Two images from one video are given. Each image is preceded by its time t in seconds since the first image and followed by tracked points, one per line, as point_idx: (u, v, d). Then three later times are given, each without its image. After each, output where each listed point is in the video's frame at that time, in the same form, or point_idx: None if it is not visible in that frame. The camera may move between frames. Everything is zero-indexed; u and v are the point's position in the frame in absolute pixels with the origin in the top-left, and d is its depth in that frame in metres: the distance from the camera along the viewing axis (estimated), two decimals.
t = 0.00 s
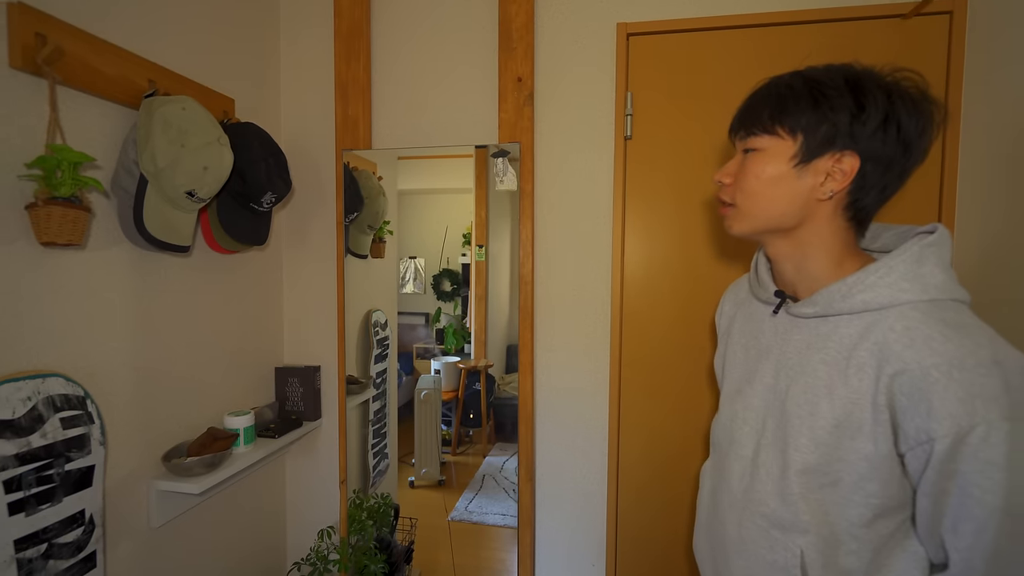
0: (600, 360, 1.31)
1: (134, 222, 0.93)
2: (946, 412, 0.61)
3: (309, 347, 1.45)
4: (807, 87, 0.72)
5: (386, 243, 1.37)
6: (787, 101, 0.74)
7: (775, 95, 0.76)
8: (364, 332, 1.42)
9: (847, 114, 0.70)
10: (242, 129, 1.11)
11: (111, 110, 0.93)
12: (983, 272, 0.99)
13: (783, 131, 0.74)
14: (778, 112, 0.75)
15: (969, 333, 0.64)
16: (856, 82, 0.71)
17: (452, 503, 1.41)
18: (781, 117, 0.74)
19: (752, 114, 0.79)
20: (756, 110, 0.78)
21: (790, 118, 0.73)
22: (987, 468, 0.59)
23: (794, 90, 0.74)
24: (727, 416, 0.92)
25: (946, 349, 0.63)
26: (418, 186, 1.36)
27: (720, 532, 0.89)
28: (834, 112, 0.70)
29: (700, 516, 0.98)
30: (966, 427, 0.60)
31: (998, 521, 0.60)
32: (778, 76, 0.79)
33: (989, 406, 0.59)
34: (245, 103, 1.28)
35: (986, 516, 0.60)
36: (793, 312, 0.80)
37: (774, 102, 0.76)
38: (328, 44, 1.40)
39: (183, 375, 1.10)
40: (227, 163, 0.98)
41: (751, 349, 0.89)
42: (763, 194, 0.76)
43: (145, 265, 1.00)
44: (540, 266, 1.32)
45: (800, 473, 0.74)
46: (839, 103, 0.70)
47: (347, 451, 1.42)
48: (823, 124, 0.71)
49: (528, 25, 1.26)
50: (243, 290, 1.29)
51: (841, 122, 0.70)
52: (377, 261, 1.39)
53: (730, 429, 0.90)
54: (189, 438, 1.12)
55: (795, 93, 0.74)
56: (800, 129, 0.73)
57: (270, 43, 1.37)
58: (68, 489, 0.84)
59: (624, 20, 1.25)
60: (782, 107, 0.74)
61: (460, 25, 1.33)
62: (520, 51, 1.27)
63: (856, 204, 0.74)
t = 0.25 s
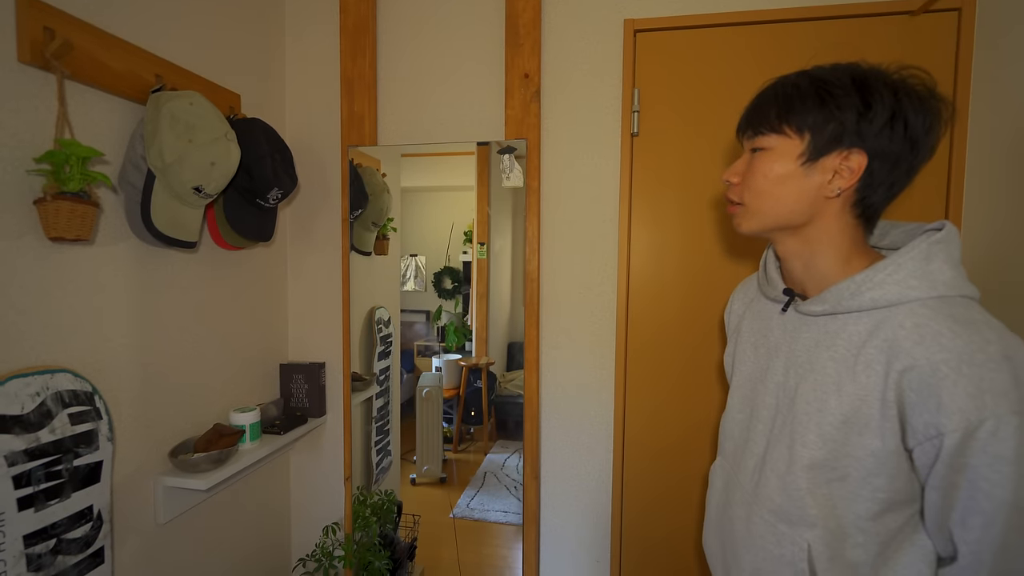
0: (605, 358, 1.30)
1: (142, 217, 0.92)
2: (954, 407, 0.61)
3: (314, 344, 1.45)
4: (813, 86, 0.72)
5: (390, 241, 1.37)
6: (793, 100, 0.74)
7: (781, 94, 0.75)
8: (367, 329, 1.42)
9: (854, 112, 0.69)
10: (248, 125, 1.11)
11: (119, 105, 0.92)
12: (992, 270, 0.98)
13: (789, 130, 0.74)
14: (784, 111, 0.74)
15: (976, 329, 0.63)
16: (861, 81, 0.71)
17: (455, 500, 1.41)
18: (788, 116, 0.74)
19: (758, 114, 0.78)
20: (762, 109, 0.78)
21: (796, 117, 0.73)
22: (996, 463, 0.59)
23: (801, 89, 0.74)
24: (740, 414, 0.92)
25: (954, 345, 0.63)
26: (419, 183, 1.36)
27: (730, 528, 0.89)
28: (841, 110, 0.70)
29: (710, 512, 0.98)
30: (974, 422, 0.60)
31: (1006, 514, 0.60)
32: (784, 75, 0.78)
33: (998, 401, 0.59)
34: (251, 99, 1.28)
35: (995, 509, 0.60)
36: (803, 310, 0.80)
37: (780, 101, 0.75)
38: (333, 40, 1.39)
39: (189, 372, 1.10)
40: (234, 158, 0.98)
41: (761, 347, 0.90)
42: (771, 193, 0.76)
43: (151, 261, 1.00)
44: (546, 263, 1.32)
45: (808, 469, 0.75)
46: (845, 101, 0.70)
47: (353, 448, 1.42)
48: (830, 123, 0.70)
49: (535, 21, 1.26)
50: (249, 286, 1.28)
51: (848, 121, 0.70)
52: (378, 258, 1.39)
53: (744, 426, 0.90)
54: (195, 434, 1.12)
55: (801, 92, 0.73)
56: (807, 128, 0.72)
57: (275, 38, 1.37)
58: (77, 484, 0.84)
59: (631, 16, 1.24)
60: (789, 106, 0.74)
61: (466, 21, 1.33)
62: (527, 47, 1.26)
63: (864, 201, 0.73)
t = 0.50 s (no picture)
0: (605, 355, 1.31)
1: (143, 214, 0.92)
2: (956, 403, 0.61)
3: (314, 341, 1.46)
4: (820, 83, 0.72)
5: (390, 238, 1.38)
6: (799, 97, 0.74)
7: (787, 91, 0.76)
8: (367, 326, 1.42)
9: (861, 110, 0.70)
10: (249, 122, 1.11)
11: (120, 102, 0.92)
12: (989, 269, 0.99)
13: (795, 127, 0.74)
14: (790, 108, 0.75)
15: (977, 327, 0.64)
16: (867, 78, 0.71)
17: (454, 497, 1.42)
18: (794, 113, 0.74)
19: (763, 110, 0.78)
20: (768, 106, 0.78)
21: (803, 114, 0.73)
22: (996, 458, 0.60)
23: (808, 85, 0.74)
24: (739, 411, 0.93)
25: (957, 343, 0.63)
26: (418, 181, 1.36)
27: (728, 523, 0.90)
28: (848, 107, 0.70)
29: (707, 508, 0.99)
30: (976, 419, 0.60)
31: (1004, 510, 0.60)
32: (788, 72, 0.78)
33: (1000, 397, 0.60)
34: (252, 96, 1.28)
35: (994, 505, 0.60)
36: (804, 308, 0.81)
37: (786, 98, 0.76)
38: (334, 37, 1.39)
39: (190, 369, 1.10)
40: (236, 156, 0.98)
41: (760, 344, 0.90)
42: (777, 190, 0.76)
43: (153, 259, 1.00)
44: (547, 260, 1.32)
45: (809, 464, 0.75)
46: (853, 99, 0.70)
47: (355, 444, 1.43)
48: (837, 120, 0.71)
49: (536, 18, 1.26)
50: (250, 284, 1.29)
51: (855, 118, 0.70)
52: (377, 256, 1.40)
53: (742, 422, 0.91)
54: (197, 431, 1.12)
55: (807, 88, 0.74)
56: (813, 125, 0.73)
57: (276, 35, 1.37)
58: (80, 482, 0.84)
59: (632, 14, 1.24)
60: (795, 103, 0.74)
61: (467, 18, 1.33)
62: (528, 44, 1.27)
63: (868, 199, 0.74)
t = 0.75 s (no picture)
0: (603, 349, 1.31)
1: (141, 206, 0.92)
2: (942, 386, 0.62)
3: (312, 335, 1.45)
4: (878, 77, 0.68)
5: (388, 232, 1.37)
6: (856, 88, 0.68)
7: (842, 79, 0.69)
8: (365, 320, 1.42)
9: (909, 113, 0.68)
10: (247, 114, 1.10)
11: (117, 93, 0.91)
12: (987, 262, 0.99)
13: (851, 121, 0.69)
14: (846, 99, 0.69)
15: (964, 314, 0.65)
16: (913, 78, 0.69)
17: (452, 492, 1.42)
18: (850, 106, 0.68)
19: (813, 91, 0.71)
20: (820, 90, 0.70)
21: (860, 109, 0.68)
22: (977, 440, 0.61)
23: (865, 77, 0.69)
24: (729, 400, 0.93)
25: (944, 328, 0.64)
26: (417, 175, 1.36)
27: (720, 511, 0.90)
28: (899, 109, 0.68)
29: (699, 498, 0.99)
30: (961, 401, 0.61)
31: (986, 492, 0.62)
32: (836, 54, 0.72)
33: (986, 381, 0.61)
34: (249, 88, 1.27)
35: (975, 486, 0.62)
36: (796, 296, 0.81)
37: (840, 86, 0.69)
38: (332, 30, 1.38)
39: (188, 362, 1.10)
40: (235, 148, 0.98)
41: (752, 333, 0.91)
42: (822, 190, 0.71)
43: (150, 251, 0.99)
44: (546, 255, 1.32)
45: (800, 451, 0.76)
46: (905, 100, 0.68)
47: (354, 438, 1.43)
48: (890, 123, 0.68)
49: (535, 11, 1.25)
50: (248, 277, 1.28)
51: (904, 122, 0.68)
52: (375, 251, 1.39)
53: (733, 410, 0.92)
54: (195, 424, 1.12)
55: (865, 80, 0.69)
56: (869, 123, 0.68)
57: (273, 26, 1.36)
58: (79, 474, 0.84)
59: (632, 7, 1.24)
60: (852, 94, 0.68)
61: (466, 10, 1.32)
62: (527, 37, 1.26)
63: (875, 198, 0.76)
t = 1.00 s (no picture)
0: (598, 343, 1.32)
1: (134, 200, 0.92)
2: (951, 374, 0.63)
3: (308, 330, 1.45)
4: (911, 82, 0.69)
5: (383, 227, 1.36)
6: (892, 91, 0.68)
7: (882, 79, 0.69)
8: (361, 316, 1.42)
9: (924, 123, 0.71)
10: (241, 107, 1.10)
11: (109, 85, 0.91)
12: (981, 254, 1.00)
13: (881, 125, 0.69)
14: (884, 100, 0.68)
15: (966, 303, 0.67)
16: (930, 77, 0.70)
17: (449, 487, 1.42)
18: (884, 108, 0.69)
19: (842, 85, 0.70)
20: (858, 88, 0.69)
21: (892, 112, 0.69)
22: (986, 426, 0.62)
23: (901, 80, 0.69)
24: (722, 395, 0.93)
25: (950, 317, 0.65)
26: (413, 171, 1.36)
27: (715, 507, 0.89)
28: (920, 118, 0.70)
29: (690, 494, 0.99)
30: (969, 388, 0.62)
31: (991, 476, 0.62)
32: (867, 46, 0.71)
33: (993, 368, 0.62)
34: (242, 82, 1.26)
35: (981, 472, 0.63)
36: (790, 289, 0.81)
37: (880, 86, 0.69)
38: (326, 23, 1.37)
39: (183, 357, 1.10)
40: (228, 142, 0.97)
41: (743, 327, 0.91)
42: (842, 189, 0.71)
43: (144, 245, 0.99)
44: (541, 249, 1.32)
45: (803, 443, 0.76)
46: (926, 109, 0.70)
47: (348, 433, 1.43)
48: (911, 130, 0.70)
49: (530, 4, 1.25)
50: (243, 272, 1.28)
51: (919, 131, 0.71)
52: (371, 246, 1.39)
53: (727, 405, 0.91)
54: (190, 419, 1.12)
55: (899, 83, 0.69)
56: (895, 128, 0.69)
57: (267, 20, 1.35)
58: (73, 467, 0.84)
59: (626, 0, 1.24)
60: (888, 97, 0.68)
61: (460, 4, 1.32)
62: (522, 31, 1.26)
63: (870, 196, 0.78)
